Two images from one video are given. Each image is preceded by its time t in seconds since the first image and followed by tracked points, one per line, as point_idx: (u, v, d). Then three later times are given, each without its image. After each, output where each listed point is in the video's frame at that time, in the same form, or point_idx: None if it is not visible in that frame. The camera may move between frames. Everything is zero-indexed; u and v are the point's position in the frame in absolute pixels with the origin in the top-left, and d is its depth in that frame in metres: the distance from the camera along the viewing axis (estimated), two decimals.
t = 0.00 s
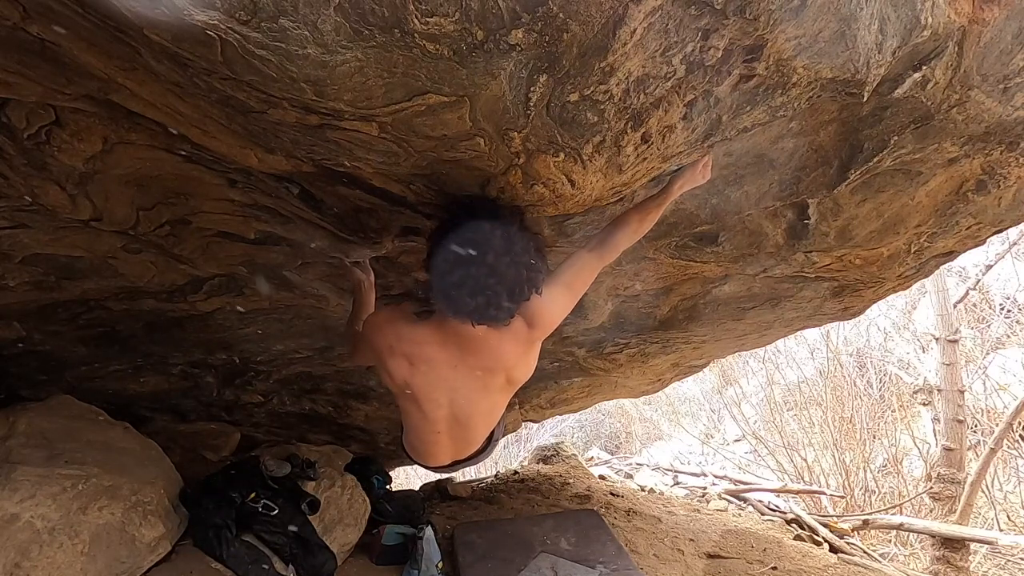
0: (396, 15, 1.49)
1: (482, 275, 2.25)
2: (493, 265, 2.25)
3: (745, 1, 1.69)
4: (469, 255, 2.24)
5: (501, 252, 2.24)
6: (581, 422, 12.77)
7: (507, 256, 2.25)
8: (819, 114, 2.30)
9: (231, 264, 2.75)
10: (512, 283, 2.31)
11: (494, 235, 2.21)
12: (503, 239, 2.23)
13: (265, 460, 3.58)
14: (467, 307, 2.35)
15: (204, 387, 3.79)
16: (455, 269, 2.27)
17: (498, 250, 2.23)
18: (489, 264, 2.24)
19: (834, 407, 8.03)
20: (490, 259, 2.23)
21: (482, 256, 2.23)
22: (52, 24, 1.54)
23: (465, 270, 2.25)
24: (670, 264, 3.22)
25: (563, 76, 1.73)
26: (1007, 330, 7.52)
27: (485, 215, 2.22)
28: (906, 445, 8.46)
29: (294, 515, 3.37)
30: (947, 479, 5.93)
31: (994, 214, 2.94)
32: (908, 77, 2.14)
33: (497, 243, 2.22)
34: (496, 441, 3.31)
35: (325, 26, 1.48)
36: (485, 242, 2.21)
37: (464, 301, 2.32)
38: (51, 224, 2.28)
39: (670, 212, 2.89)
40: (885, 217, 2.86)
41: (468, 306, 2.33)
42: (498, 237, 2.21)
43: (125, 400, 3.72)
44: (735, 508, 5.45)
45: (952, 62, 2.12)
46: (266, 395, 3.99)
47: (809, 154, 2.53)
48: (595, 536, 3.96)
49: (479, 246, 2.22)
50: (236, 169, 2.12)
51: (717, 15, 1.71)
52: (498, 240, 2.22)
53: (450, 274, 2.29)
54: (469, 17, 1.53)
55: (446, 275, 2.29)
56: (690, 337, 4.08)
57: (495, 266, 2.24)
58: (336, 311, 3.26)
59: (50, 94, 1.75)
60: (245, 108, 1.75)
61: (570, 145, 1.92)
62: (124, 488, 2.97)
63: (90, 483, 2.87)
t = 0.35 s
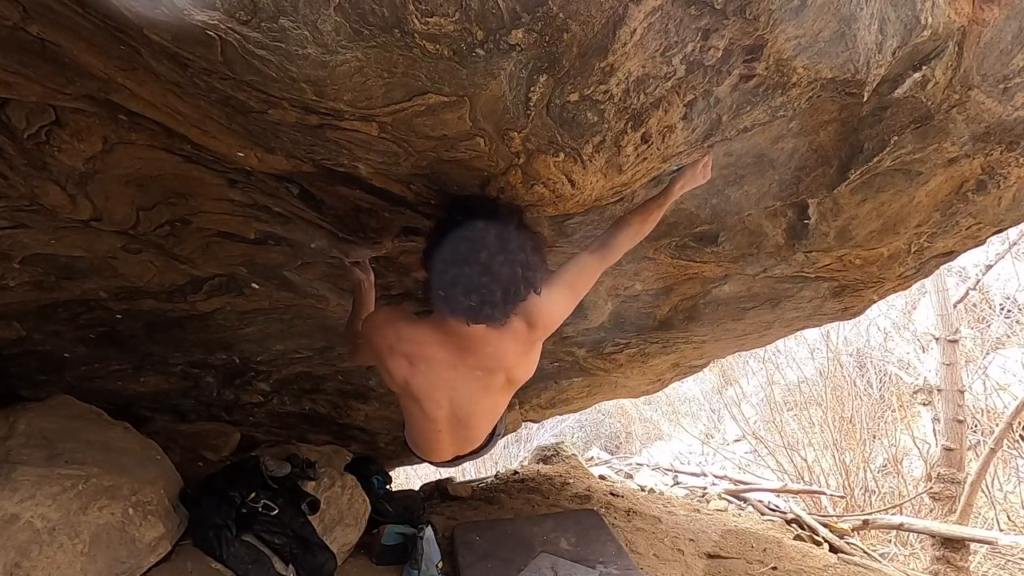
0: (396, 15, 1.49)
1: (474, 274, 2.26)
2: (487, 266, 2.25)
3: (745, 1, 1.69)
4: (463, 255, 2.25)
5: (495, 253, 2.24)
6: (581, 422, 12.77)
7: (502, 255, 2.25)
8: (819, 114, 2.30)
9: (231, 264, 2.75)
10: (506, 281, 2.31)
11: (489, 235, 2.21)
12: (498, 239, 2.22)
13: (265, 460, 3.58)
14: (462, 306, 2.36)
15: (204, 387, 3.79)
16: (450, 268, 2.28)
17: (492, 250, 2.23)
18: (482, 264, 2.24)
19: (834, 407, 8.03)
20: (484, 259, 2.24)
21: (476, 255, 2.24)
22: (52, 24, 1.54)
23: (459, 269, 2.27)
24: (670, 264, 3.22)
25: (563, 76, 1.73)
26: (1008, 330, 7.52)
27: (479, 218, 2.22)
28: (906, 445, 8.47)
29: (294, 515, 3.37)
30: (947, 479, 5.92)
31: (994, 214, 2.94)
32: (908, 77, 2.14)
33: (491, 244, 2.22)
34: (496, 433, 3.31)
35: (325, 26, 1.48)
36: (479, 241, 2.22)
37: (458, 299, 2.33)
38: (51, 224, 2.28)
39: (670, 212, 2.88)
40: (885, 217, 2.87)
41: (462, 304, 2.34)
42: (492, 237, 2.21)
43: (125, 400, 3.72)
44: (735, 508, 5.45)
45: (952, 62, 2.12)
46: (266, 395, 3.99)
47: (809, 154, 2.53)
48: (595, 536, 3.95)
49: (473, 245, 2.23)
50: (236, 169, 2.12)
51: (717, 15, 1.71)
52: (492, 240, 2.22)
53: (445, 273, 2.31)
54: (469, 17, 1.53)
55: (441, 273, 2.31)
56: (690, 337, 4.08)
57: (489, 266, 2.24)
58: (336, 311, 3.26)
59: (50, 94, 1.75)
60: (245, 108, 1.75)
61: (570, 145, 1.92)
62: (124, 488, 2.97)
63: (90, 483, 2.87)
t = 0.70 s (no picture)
0: (396, 15, 1.50)
1: (453, 270, 2.31)
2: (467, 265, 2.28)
3: (745, 1, 1.70)
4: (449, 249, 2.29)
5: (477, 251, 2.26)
6: (581, 422, 12.78)
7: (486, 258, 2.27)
8: (819, 114, 2.29)
9: (232, 264, 2.75)
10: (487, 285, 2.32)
11: (475, 235, 2.24)
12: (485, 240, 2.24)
13: (265, 460, 3.58)
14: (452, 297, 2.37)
15: (204, 387, 3.79)
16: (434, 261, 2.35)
17: (473, 249, 2.26)
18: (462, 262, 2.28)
19: (834, 407, 8.03)
20: (463, 256, 2.28)
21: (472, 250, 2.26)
22: (52, 24, 1.54)
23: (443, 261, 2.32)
24: (670, 264, 3.22)
25: (563, 76, 1.73)
26: (1007, 330, 7.52)
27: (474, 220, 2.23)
28: (906, 445, 8.47)
29: (294, 515, 3.37)
30: (947, 479, 5.92)
31: (994, 214, 2.94)
32: (908, 77, 2.14)
33: (475, 242, 2.25)
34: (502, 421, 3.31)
35: (325, 26, 1.48)
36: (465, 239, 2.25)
37: (441, 292, 2.38)
38: (51, 224, 2.28)
39: (670, 212, 2.88)
40: (885, 217, 2.87)
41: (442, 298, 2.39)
42: (478, 236, 2.24)
43: (125, 400, 3.72)
44: (735, 508, 5.45)
45: (952, 62, 2.12)
46: (266, 395, 3.99)
47: (809, 154, 2.53)
48: (595, 536, 3.95)
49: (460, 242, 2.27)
50: (236, 169, 2.12)
51: (717, 15, 1.71)
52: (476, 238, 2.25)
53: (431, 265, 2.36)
54: (469, 17, 1.53)
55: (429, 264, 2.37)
56: (690, 337, 4.08)
57: (468, 265, 2.28)
58: (336, 311, 3.26)
59: (50, 94, 1.75)
60: (245, 108, 1.75)
61: (570, 145, 1.91)
62: (124, 488, 2.97)
63: (90, 483, 2.86)
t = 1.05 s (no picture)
0: (396, 15, 1.50)
1: (450, 280, 2.31)
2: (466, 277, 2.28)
3: (745, 1, 1.70)
4: (448, 258, 2.28)
5: (476, 264, 2.26)
6: (581, 422, 12.79)
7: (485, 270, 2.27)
8: (819, 114, 2.29)
9: (232, 264, 2.74)
10: (485, 300, 2.33)
11: (473, 248, 2.23)
12: (486, 249, 2.24)
13: (265, 460, 3.58)
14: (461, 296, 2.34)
15: (204, 387, 3.79)
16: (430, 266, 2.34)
17: (471, 262, 2.26)
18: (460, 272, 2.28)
19: (834, 407, 8.03)
20: (461, 269, 2.27)
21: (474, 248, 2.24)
22: (53, 24, 1.54)
23: (440, 268, 2.32)
24: (670, 264, 3.22)
25: (563, 76, 1.73)
26: (1008, 330, 7.51)
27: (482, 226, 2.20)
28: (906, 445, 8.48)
29: (294, 515, 3.37)
30: (947, 479, 5.92)
31: (994, 214, 2.94)
32: (908, 77, 2.14)
33: (474, 253, 2.24)
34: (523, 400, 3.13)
35: (325, 26, 1.49)
36: (464, 250, 2.25)
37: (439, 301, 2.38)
38: (51, 224, 2.28)
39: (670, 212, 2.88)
40: (885, 217, 2.87)
41: (438, 307, 2.39)
42: (477, 247, 2.24)
43: (125, 400, 3.72)
44: (735, 508, 5.45)
45: (952, 62, 2.13)
46: (266, 395, 3.99)
47: (810, 154, 2.53)
48: (595, 536, 3.95)
49: (459, 253, 2.26)
50: (236, 169, 2.12)
51: (717, 15, 1.72)
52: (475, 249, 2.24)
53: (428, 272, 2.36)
54: (470, 17, 1.54)
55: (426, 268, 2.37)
56: (690, 337, 4.08)
57: (465, 278, 2.29)
58: (336, 311, 3.26)
59: (50, 94, 1.75)
60: (245, 108, 1.75)
61: (570, 145, 1.91)
62: (124, 488, 2.97)
63: (90, 483, 2.87)
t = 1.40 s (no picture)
0: (396, 15, 1.51)
1: (461, 283, 2.26)
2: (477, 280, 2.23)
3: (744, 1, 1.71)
4: (459, 262, 2.23)
5: (487, 267, 2.20)
6: (581, 422, 12.79)
7: (497, 271, 2.20)
8: (819, 114, 2.29)
9: (232, 265, 2.74)
10: (499, 303, 2.27)
11: (483, 249, 2.18)
12: (497, 250, 2.19)
13: (265, 460, 3.58)
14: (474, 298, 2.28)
15: (204, 387, 3.79)
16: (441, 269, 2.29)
17: (482, 264, 2.21)
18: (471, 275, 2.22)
19: (834, 407, 8.02)
20: (471, 273, 2.22)
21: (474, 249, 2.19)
22: (53, 24, 1.54)
23: (451, 272, 2.27)
24: (670, 264, 3.15)
25: (563, 76, 1.74)
26: (1008, 330, 7.51)
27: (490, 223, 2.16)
28: (906, 445, 8.49)
29: (294, 515, 3.37)
30: (947, 479, 5.92)
31: (995, 214, 2.94)
32: (908, 77, 2.14)
33: (484, 257, 2.19)
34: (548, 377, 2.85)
35: (325, 26, 1.49)
36: (474, 251, 2.20)
37: (449, 305, 2.33)
38: (51, 224, 2.27)
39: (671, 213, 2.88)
40: (885, 217, 2.87)
41: (448, 310, 2.34)
42: (487, 250, 2.18)
43: (125, 400, 3.72)
44: (735, 508, 5.45)
45: (952, 62, 2.13)
46: (266, 395, 3.99)
47: (809, 154, 2.53)
48: (595, 536, 3.95)
49: (469, 255, 2.21)
50: (236, 169, 2.12)
51: (717, 15, 1.72)
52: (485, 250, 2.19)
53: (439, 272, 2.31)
54: (469, 17, 1.54)
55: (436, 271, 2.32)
56: (690, 337, 4.08)
57: (476, 282, 2.23)
58: (336, 311, 3.26)
59: (50, 94, 1.75)
60: (245, 108, 1.75)
61: (570, 145, 1.91)
62: (124, 488, 2.97)
63: (90, 483, 2.87)
